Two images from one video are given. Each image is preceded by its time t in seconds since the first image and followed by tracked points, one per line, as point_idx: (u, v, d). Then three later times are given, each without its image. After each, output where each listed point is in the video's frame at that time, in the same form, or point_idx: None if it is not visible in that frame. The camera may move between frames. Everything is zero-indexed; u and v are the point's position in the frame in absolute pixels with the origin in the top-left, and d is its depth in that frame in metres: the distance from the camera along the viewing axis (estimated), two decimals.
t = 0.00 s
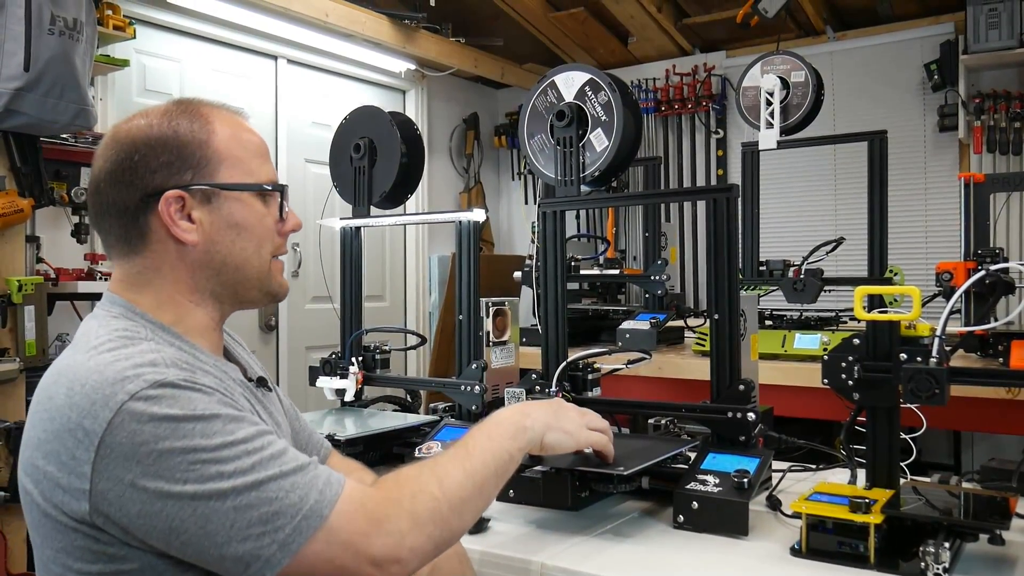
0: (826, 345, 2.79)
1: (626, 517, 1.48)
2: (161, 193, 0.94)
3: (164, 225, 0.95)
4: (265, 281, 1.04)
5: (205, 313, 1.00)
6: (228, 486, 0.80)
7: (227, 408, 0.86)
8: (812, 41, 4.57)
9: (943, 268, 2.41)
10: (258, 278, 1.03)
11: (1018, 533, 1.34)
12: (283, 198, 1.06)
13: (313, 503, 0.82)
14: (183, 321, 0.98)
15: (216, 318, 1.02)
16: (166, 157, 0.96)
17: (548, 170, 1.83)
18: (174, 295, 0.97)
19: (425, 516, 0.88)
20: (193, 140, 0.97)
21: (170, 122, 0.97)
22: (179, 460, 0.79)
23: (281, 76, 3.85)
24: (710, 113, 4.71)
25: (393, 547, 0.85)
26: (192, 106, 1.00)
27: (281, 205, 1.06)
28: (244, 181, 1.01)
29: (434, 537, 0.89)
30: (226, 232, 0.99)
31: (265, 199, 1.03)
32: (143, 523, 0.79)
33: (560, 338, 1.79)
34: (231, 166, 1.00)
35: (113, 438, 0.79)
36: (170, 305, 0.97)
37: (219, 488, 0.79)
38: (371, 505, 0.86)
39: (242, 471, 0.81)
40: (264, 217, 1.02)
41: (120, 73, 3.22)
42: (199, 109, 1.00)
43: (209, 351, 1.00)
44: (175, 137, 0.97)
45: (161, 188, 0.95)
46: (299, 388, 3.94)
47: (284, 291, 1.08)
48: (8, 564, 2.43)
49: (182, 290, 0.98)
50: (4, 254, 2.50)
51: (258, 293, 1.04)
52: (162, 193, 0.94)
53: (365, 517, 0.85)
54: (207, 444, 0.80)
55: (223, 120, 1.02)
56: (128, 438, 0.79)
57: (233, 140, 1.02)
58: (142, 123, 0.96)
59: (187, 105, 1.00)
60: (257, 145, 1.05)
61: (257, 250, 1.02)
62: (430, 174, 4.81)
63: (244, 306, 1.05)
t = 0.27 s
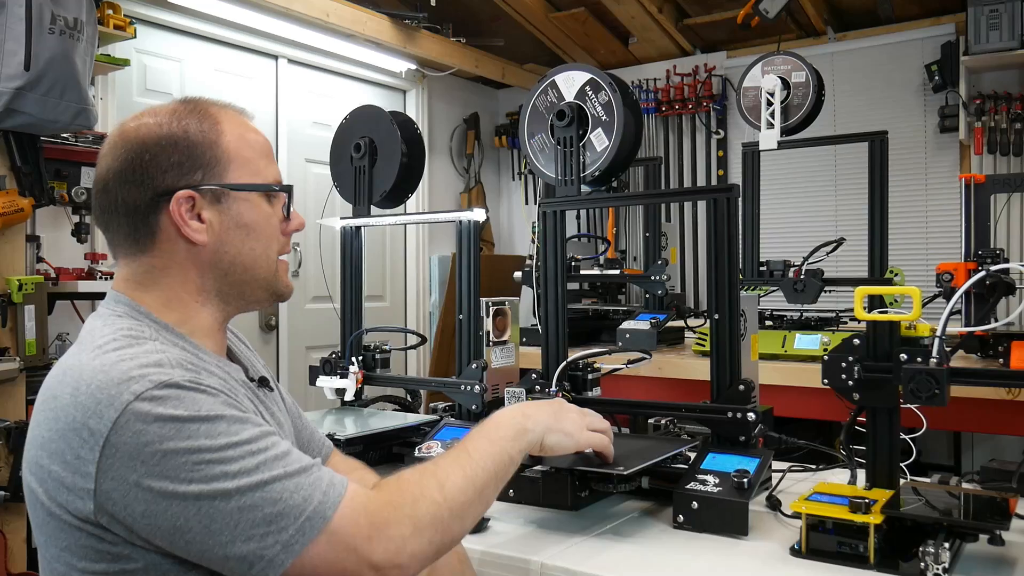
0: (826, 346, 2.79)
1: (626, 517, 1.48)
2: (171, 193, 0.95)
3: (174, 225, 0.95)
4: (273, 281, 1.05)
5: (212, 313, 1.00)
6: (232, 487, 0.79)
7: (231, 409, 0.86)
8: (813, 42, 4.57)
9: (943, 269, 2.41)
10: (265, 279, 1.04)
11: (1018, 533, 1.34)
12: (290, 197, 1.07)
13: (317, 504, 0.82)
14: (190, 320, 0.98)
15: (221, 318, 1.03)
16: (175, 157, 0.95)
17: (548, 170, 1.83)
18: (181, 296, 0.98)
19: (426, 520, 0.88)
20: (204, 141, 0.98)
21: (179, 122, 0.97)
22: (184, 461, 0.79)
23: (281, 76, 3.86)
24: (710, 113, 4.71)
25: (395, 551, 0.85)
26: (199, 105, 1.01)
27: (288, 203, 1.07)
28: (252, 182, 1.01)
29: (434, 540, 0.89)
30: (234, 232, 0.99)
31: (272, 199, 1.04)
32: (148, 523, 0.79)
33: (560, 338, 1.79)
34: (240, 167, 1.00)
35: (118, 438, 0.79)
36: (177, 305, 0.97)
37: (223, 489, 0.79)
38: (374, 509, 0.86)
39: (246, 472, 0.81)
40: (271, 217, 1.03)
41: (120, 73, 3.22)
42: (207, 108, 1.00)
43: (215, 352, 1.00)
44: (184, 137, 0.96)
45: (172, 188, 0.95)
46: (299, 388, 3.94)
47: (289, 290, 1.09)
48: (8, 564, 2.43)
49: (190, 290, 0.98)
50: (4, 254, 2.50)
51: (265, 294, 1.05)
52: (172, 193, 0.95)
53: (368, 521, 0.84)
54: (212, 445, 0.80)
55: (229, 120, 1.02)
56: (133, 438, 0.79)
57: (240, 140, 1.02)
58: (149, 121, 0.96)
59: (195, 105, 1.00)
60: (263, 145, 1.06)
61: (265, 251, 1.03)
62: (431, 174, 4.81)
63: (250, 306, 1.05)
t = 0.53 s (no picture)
0: (826, 345, 2.79)
1: (625, 516, 1.47)
2: (179, 189, 0.95)
3: (182, 220, 0.95)
4: (273, 279, 1.05)
5: (214, 310, 1.00)
6: (232, 487, 0.79)
7: (235, 409, 0.86)
8: (813, 41, 4.57)
9: (943, 268, 2.41)
10: (266, 276, 1.04)
11: (1017, 532, 1.34)
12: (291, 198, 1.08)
13: (317, 508, 0.82)
14: (193, 317, 0.98)
15: (223, 315, 1.03)
16: (183, 154, 0.96)
17: (548, 168, 1.83)
18: (185, 292, 0.97)
19: (426, 521, 0.89)
20: (211, 138, 0.98)
21: (187, 119, 0.97)
22: (186, 460, 0.79)
23: (281, 74, 3.86)
24: (710, 112, 4.71)
25: (394, 553, 0.86)
26: (204, 104, 1.01)
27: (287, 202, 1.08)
28: (256, 180, 1.02)
29: (434, 542, 0.89)
30: (239, 229, 1.00)
31: (274, 198, 1.04)
32: (149, 521, 0.79)
33: (560, 336, 1.79)
34: (245, 164, 1.01)
35: (121, 435, 0.79)
36: (181, 301, 0.97)
37: (224, 489, 0.79)
38: (373, 511, 0.86)
39: (247, 473, 0.81)
40: (272, 216, 1.04)
41: (120, 71, 3.22)
42: (214, 108, 1.01)
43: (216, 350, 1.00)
44: (191, 134, 0.97)
45: (181, 184, 0.95)
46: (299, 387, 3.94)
47: (287, 288, 1.09)
48: (7, 562, 2.43)
49: (193, 286, 0.98)
50: (4, 252, 2.50)
51: (265, 293, 1.05)
52: (181, 188, 0.95)
53: (367, 524, 0.85)
54: (214, 445, 0.80)
55: (234, 119, 1.03)
56: (135, 436, 0.79)
57: (247, 141, 1.03)
58: (156, 119, 0.96)
59: (200, 104, 1.01)
60: (264, 144, 1.07)
61: (267, 248, 1.03)
62: (430, 172, 4.81)
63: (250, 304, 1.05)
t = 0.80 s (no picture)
0: (825, 342, 2.78)
1: (624, 512, 1.47)
2: (178, 181, 0.94)
3: (181, 212, 0.95)
4: (269, 275, 1.05)
5: (213, 303, 1.00)
6: (252, 459, 0.82)
7: (249, 385, 0.88)
8: (813, 39, 4.56)
9: (943, 265, 2.40)
10: (263, 270, 1.04)
11: (1017, 530, 1.34)
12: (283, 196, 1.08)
13: (333, 478, 0.85)
14: (193, 309, 0.98)
15: (222, 309, 1.02)
16: (182, 147, 0.96)
17: (548, 165, 1.83)
18: (185, 284, 0.97)
19: (437, 495, 0.90)
20: (210, 134, 0.98)
21: (186, 115, 0.98)
22: (206, 432, 0.81)
23: (281, 71, 3.85)
24: (710, 110, 4.71)
25: (408, 523, 0.87)
26: (202, 100, 1.01)
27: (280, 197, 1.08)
28: (254, 175, 1.02)
29: (445, 515, 0.91)
30: (237, 222, 1.00)
31: (269, 193, 1.04)
32: (167, 495, 0.80)
33: (560, 333, 1.79)
34: (244, 158, 1.01)
35: (140, 409, 0.80)
36: (181, 294, 0.97)
37: (243, 460, 0.81)
38: (387, 483, 0.88)
39: (265, 445, 0.83)
40: (267, 211, 1.04)
41: (120, 67, 3.22)
42: (212, 107, 1.01)
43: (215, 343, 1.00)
44: (190, 129, 0.97)
45: (180, 175, 0.95)
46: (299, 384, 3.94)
47: (281, 285, 1.09)
48: (7, 558, 2.43)
49: (193, 278, 0.98)
50: (3, 248, 2.49)
51: (262, 287, 1.05)
52: (180, 180, 0.95)
53: (382, 495, 0.87)
54: (232, 418, 0.83)
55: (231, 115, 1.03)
56: (155, 410, 0.80)
57: (246, 136, 1.04)
58: (153, 114, 0.96)
59: (199, 100, 1.01)
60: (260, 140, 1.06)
61: (263, 244, 1.03)
62: (430, 169, 4.81)
63: (247, 298, 1.04)
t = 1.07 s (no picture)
0: (826, 338, 2.78)
1: (624, 508, 1.48)
2: (177, 176, 0.94)
3: (178, 207, 0.95)
4: (262, 273, 1.05)
5: (210, 299, 1.00)
6: (274, 426, 0.84)
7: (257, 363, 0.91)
8: (813, 34, 4.55)
9: (943, 261, 2.38)
10: (258, 267, 1.04)
11: (1016, 525, 1.34)
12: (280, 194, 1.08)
13: (351, 439, 0.88)
14: (191, 304, 0.98)
15: (218, 305, 1.02)
16: (180, 142, 0.96)
17: (548, 161, 1.83)
18: (183, 278, 0.97)
19: (444, 452, 0.97)
20: (209, 131, 0.98)
21: (185, 111, 0.98)
22: (227, 405, 0.83)
23: (281, 67, 3.85)
24: (711, 106, 4.70)
25: (426, 474, 0.93)
26: (201, 97, 1.01)
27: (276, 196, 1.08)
28: (251, 172, 1.02)
29: (453, 472, 0.98)
30: (234, 218, 0.99)
31: (264, 190, 1.04)
32: (192, 471, 0.82)
33: (560, 329, 1.79)
34: (241, 155, 1.01)
35: (158, 391, 0.81)
36: (179, 289, 0.97)
37: (266, 428, 0.84)
38: (402, 440, 0.93)
39: (284, 414, 0.86)
40: (263, 208, 1.04)
41: (119, 63, 3.21)
42: (212, 105, 1.01)
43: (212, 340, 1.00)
44: (189, 125, 0.97)
45: (179, 171, 0.95)
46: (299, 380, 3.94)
47: (274, 282, 1.09)
48: (8, 554, 2.43)
49: (191, 273, 0.98)
50: (4, 244, 2.49)
51: (257, 284, 1.05)
52: (178, 175, 0.95)
53: (401, 448, 0.92)
54: (250, 391, 0.85)
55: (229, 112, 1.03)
56: (175, 388, 0.82)
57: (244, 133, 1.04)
58: (151, 110, 0.96)
59: (198, 97, 1.01)
60: (257, 138, 1.06)
61: (258, 241, 1.03)
62: (430, 165, 4.80)
63: (242, 295, 1.04)
